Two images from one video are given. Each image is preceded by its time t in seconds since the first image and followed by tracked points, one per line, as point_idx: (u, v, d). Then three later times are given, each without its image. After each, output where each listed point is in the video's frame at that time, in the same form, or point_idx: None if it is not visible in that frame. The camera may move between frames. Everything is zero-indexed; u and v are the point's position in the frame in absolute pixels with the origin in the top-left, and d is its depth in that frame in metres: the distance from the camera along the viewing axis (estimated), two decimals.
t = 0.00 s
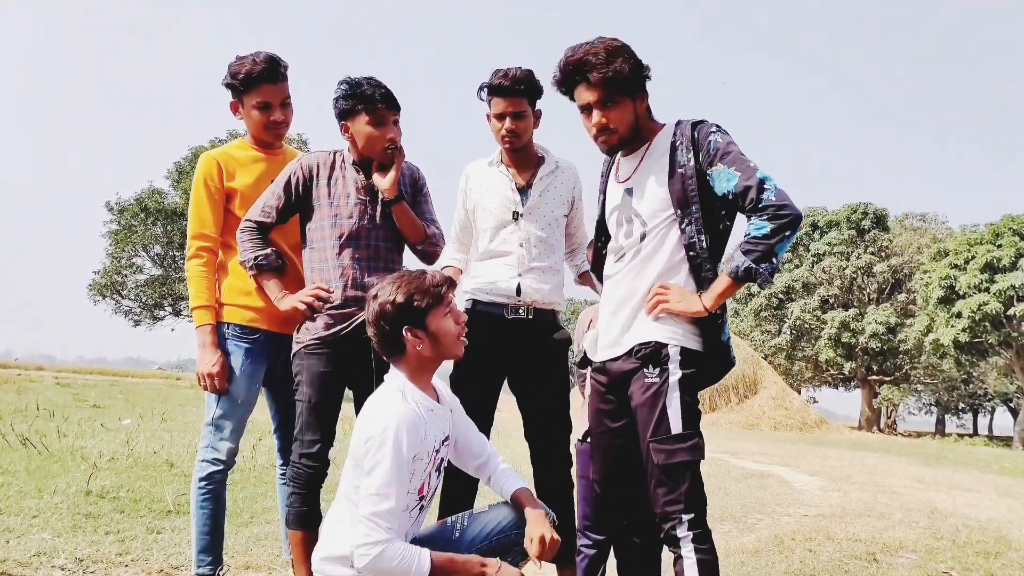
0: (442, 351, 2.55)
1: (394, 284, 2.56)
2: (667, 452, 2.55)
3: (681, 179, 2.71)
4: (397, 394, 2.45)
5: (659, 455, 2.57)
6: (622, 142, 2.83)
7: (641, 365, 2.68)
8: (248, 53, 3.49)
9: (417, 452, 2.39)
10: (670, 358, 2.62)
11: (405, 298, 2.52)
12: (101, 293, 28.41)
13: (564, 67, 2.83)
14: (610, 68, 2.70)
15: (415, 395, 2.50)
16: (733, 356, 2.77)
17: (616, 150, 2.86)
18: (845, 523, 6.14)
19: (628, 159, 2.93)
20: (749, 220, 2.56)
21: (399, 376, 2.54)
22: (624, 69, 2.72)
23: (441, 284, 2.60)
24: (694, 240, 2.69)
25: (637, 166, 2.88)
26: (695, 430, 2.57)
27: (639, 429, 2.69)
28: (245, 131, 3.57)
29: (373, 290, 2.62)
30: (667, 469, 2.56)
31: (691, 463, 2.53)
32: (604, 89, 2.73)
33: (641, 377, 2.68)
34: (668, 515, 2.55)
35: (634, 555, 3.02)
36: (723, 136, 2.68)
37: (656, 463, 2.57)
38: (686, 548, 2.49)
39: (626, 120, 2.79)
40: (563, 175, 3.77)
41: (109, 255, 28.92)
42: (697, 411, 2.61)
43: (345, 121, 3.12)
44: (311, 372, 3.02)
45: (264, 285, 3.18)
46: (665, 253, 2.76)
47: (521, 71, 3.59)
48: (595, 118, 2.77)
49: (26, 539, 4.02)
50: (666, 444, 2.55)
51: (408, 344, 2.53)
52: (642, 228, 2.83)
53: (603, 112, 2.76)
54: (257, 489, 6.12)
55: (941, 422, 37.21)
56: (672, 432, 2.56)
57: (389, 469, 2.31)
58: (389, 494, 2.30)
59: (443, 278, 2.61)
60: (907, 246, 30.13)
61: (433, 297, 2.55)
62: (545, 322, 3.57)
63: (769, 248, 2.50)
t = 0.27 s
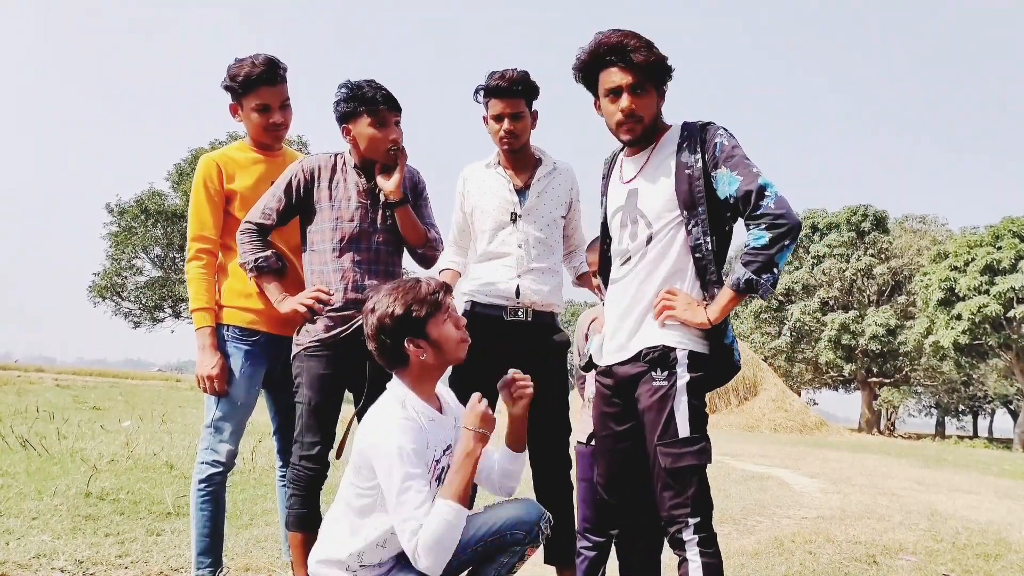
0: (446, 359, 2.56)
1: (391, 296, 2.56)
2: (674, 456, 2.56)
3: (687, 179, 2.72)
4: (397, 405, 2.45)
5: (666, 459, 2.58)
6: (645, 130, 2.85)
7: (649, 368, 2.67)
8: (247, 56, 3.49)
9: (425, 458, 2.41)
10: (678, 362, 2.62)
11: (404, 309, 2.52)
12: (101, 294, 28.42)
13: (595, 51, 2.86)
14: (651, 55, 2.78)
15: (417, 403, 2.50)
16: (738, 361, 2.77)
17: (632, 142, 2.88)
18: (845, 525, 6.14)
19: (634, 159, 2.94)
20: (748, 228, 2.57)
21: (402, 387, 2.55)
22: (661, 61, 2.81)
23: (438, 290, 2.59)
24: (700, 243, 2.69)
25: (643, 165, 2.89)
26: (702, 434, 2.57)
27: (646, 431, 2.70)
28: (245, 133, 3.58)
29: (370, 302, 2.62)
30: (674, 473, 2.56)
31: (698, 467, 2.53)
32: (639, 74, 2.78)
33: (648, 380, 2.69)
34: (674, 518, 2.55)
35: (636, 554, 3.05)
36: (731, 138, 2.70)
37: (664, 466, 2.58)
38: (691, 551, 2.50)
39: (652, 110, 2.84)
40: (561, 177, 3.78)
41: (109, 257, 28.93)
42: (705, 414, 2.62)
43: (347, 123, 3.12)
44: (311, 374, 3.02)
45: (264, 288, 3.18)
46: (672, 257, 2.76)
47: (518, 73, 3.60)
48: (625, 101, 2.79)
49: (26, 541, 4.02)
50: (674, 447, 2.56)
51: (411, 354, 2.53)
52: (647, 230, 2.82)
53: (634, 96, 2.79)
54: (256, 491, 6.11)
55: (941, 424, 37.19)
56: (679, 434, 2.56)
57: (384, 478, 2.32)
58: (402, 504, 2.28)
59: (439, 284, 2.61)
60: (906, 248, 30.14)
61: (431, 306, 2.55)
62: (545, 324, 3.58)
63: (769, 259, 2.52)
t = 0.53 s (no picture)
0: (440, 363, 2.54)
1: (384, 299, 2.54)
2: (676, 458, 2.56)
3: (698, 183, 2.73)
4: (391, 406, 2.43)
5: (668, 461, 2.58)
6: (628, 145, 2.83)
7: (652, 370, 2.67)
8: (244, 57, 3.49)
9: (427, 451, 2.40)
10: (682, 364, 2.62)
11: (397, 312, 2.49)
12: (100, 295, 28.41)
13: (577, 68, 2.83)
14: (613, 76, 2.68)
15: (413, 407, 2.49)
16: (739, 364, 2.77)
17: (625, 152, 2.87)
18: (845, 527, 6.14)
19: (638, 161, 2.94)
20: (757, 237, 2.58)
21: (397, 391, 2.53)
22: (628, 77, 2.68)
23: (432, 293, 2.57)
24: (706, 247, 2.70)
25: (650, 168, 2.88)
26: (704, 436, 2.57)
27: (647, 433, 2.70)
28: (242, 134, 3.58)
29: (364, 305, 2.59)
30: (676, 475, 2.56)
31: (699, 469, 2.53)
32: (606, 96, 2.72)
33: (651, 382, 2.68)
34: (675, 520, 2.55)
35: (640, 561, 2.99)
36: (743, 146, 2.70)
37: (665, 469, 2.58)
38: (692, 553, 2.49)
39: (631, 126, 2.78)
40: (557, 177, 3.78)
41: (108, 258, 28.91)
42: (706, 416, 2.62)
43: (348, 125, 3.12)
44: (310, 376, 3.02)
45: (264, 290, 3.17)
46: (676, 261, 2.76)
47: (512, 74, 3.59)
48: (597, 124, 2.79)
49: (25, 542, 4.01)
50: (675, 450, 2.56)
51: (405, 358, 2.52)
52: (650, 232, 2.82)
53: (605, 118, 2.76)
54: (256, 493, 6.10)
55: (940, 425, 37.20)
56: (681, 437, 2.56)
57: (390, 459, 2.33)
58: (417, 470, 2.28)
59: (433, 287, 2.59)
60: (906, 250, 30.16)
61: (424, 309, 2.52)
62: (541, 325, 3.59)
63: (776, 268, 2.52)
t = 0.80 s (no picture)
0: (436, 363, 2.55)
1: (381, 298, 2.55)
2: (676, 459, 2.56)
3: (699, 185, 2.72)
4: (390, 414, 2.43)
5: (667, 462, 2.57)
6: (627, 150, 2.85)
7: (652, 371, 2.67)
8: (239, 56, 3.48)
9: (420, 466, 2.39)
10: (682, 365, 2.62)
11: (394, 311, 2.50)
12: (99, 296, 28.42)
13: (575, 74, 2.84)
14: (607, 84, 2.70)
15: (408, 410, 2.49)
16: (739, 365, 2.78)
17: (626, 156, 2.90)
18: (844, 528, 6.14)
19: (639, 163, 2.94)
20: (758, 240, 2.59)
21: (392, 392, 2.54)
22: (623, 83, 2.69)
23: (429, 293, 2.58)
24: (706, 249, 2.70)
25: (651, 169, 2.88)
26: (704, 438, 2.58)
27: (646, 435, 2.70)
28: (237, 133, 3.57)
29: (360, 304, 2.60)
30: (675, 476, 2.56)
31: (698, 470, 2.53)
32: (602, 103, 2.73)
33: (651, 383, 2.68)
34: (675, 521, 2.55)
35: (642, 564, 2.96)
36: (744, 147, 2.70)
37: (664, 470, 2.58)
38: (691, 554, 2.50)
39: (628, 132, 2.79)
40: (548, 178, 3.80)
41: (107, 259, 28.90)
42: (706, 417, 2.62)
43: (346, 125, 3.12)
44: (309, 378, 3.02)
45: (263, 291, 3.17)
46: (677, 263, 2.76)
47: (507, 73, 3.60)
48: (595, 130, 2.80)
49: (23, 543, 4.01)
50: (674, 451, 2.56)
51: (401, 357, 2.52)
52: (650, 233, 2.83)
53: (602, 125, 2.78)
54: (254, 494, 6.10)
55: (939, 427, 37.22)
56: (681, 438, 2.56)
57: (382, 469, 2.32)
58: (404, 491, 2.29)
59: (430, 287, 2.60)
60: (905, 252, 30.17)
61: (420, 309, 2.53)
62: (531, 326, 3.61)
63: (777, 271, 2.54)
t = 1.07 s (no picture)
0: (450, 377, 2.55)
1: (391, 315, 2.56)
2: (676, 459, 2.55)
3: (699, 186, 2.72)
4: (403, 428, 2.46)
5: (668, 463, 2.57)
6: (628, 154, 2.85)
7: (653, 372, 2.67)
8: (233, 55, 3.48)
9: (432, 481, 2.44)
10: (683, 367, 2.63)
11: (405, 325, 2.51)
12: (99, 297, 28.42)
13: (576, 76, 2.84)
14: (610, 88, 2.69)
15: (422, 427, 2.50)
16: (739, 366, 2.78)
17: (627, 159, 2.90)
18: (843, 529, 6.15)
19: (639, 164, 2.93)
20: (759, 242, 2.59)
21: (406, 408, 2.54)
22: (626, 87, 2.69)
23: (436, 306, 2.60)
24: (707, 249, 2.70)
25: (652, 169, 2.88)
26: (704, 439, 2.58)
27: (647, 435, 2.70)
28: (232, 132, 3.58)
29: (370, 323, 2.60)
30: (676, 477, 2.56)
31: (699, 471, 2.53)
32: (604, 107, 2.73)
33: (652, 385, 2.68)
34: (675, 522, 2.54)
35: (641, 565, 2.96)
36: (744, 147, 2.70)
37: (665, 471, 2.57)
38: (691, 555, 2.50)
39: (629, 135, 2.79)
40: (538, 178, 3.82)
41: (106, 260, 28.89)
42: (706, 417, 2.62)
43: (344, 125, 3.12)
44: (309, 379, 3.02)
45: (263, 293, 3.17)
46: (679, 264, 2.76)
47: (501, 71, 3.64)
48: (597, 134, 2.80)
49: (22, 544, 4.01)
50: (675, 452, 2.56)
51: (414, 372, 2.52)
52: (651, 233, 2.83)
53: (604, 129, 2.78)
54: (254, 495, 6.10)
55: (939, 428, 37.23)
56: (682, 439, 2.56)
57: (395, 481, 2.36)
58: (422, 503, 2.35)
59: (437, 300, 2.62)
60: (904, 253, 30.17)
61: (431, 322, 2.55)
62: (521, 326, 3.62)
63: (779, 273, 2.55)
